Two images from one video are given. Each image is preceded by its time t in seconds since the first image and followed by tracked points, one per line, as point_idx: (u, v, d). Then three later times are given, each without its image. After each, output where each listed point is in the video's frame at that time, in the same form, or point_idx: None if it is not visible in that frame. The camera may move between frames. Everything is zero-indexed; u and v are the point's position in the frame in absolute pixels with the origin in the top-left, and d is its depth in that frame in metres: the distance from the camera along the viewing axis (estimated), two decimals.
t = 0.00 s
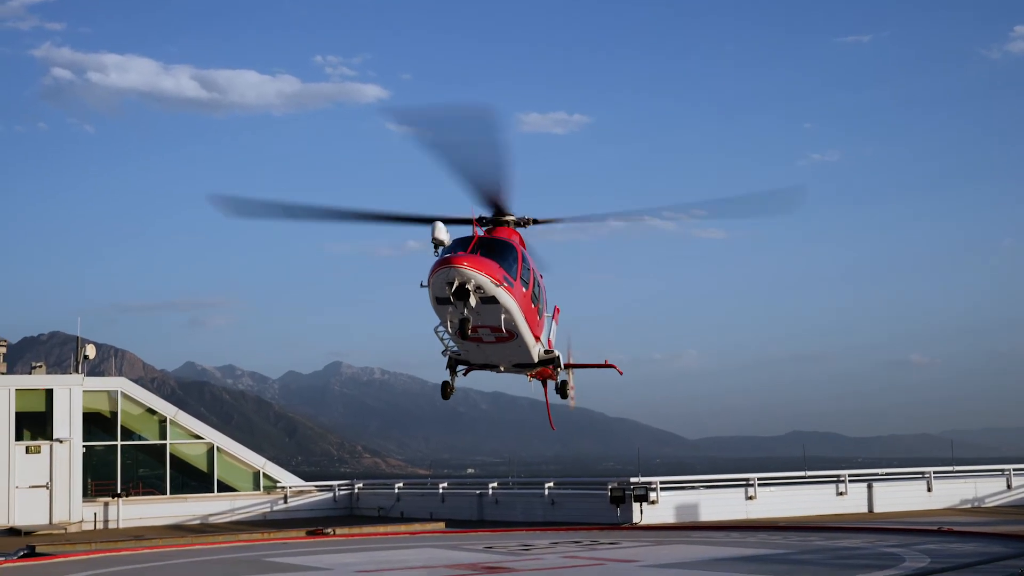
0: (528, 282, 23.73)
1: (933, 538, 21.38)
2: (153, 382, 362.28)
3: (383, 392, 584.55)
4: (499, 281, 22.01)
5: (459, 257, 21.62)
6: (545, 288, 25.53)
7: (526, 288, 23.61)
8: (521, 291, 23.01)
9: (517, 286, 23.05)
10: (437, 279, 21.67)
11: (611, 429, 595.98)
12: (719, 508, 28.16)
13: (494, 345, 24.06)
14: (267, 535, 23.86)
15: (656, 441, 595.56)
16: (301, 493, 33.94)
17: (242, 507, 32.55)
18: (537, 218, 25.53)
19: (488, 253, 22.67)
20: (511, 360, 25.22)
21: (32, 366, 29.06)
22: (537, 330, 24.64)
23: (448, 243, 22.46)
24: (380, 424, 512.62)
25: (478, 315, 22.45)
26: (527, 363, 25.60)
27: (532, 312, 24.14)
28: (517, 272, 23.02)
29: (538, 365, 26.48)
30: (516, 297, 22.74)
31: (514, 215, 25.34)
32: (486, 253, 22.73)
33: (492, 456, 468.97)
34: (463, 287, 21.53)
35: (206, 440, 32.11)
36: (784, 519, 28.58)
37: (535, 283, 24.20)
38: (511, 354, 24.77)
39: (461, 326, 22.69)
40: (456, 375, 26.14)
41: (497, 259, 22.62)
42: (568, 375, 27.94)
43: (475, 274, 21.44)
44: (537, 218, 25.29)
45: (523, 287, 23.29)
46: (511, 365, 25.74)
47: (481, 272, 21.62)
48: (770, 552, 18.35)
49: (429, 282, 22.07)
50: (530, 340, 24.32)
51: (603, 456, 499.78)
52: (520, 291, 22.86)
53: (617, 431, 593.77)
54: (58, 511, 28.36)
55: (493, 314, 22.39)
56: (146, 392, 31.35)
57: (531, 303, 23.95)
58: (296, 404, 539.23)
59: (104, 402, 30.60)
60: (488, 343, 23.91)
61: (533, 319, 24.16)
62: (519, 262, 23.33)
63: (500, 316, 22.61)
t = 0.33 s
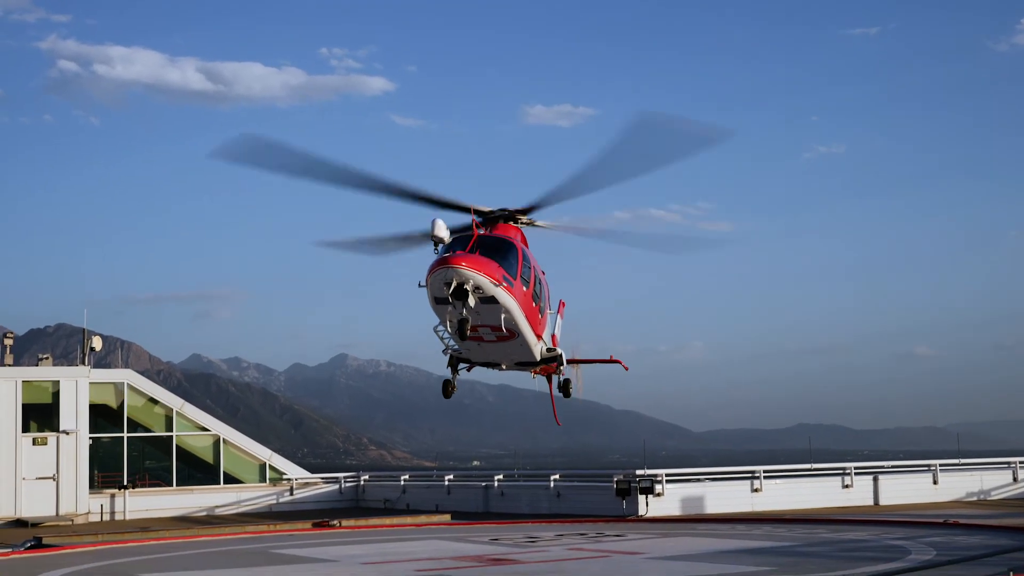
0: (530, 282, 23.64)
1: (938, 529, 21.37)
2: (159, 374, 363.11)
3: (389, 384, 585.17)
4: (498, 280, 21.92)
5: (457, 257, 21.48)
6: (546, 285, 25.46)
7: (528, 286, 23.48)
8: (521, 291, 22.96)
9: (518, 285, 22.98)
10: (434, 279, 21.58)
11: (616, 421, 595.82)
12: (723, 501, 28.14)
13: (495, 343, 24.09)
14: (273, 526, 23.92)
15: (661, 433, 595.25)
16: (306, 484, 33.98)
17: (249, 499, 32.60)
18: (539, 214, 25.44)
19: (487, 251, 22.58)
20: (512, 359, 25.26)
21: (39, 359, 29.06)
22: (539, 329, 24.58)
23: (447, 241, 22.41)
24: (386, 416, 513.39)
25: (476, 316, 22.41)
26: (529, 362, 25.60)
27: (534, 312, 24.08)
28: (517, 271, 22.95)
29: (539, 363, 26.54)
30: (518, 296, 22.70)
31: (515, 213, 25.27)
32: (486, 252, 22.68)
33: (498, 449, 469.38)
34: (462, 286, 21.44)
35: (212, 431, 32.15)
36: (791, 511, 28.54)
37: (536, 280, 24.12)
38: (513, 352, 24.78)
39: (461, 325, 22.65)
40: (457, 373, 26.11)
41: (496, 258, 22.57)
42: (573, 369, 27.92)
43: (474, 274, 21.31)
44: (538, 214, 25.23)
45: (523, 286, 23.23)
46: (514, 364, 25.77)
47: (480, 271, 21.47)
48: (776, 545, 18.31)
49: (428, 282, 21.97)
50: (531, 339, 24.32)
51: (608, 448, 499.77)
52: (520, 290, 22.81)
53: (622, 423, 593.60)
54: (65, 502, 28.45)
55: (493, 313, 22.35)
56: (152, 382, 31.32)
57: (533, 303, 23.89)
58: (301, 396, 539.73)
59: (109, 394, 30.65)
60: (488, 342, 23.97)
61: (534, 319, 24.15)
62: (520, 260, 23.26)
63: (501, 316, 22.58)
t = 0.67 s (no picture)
0: (531, 284, 23.58)
1: (945, 526, 21.29)
2: (167, 369, 364.58)
3: (396, 380, 586.42)
4: (498, 284, 21.86)
5: (456, 262, 21.39)
6: (549, 286, 25.48)
7: (529, 289, 23.46)
8: (523, 294, 22.94)
9: (519, 288, 22.94)
10: (434, 283, 21.48)
11: (623, 417, 595.76)
12: (731, 497, 28.08)
13: (497, 346, 24.10)
14: (281, 522, 23.95)
15: (668, 429, 595.11)
16: (314, 480, 34.03)
17: (256, 495, 32.62)
18: (540, 214, 25.41)
19: (487, 255, 22.49)
20: (516, 360, 25.24)
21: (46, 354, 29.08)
22: (541, 331, 24.55)
23: (448, 243, 22.31)
24: (393, 413, 514.32)
25: (477, 319, 22.35)
26: (533, 363, 25.60)
27: (536, 314, 24.03)
28: (518, 274, 22.88)
29: (543, 364, 26.50)
30: (519, 299, 22.67)
31: (515, 212, 25.21)
32: (487, 255, 22.61)
33: (505, 445, 469.82)
34: (462, 291, 21.34)
35: (219, 427, 32.20)
36: (798, 507, 28.49)
37: (538, 281, 24.11)
38: (515, 354, 24.78)
39: (461, 329, 22.60)
40: (461, 374, 26.09)
41: (497, 262, 22.49)
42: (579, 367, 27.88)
43: (474, 278, 21.20)
44: (540, 213, 25.19)
45: (525, 289, 23.20)
46: (517, 365, 25.76)
47: (480, 276, 21.42)
48: (783, 542, 18.27)
49: (427, 287, 21.87)
50: (534, 341, 24.29)
51: (615, 445, 500.17)
52: (521, 293, 22.79)
53: (629, 419, 593.58)
54: (74, 498, 28.53)
55: (494, 317, 22.29)
56: (158, 378, 31.39)
57: (535, 305, 23.86)
58: (308, 392, 541.00)
59: (117, 390, 30.68)
60: (489, 345, 23.95)
61: (536, 321, 24.09)
62: (522, 262, 23.22)
63: (502, 319, 22.53)
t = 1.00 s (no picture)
0: (536, 285, 23.53)
1: (956, 522, 21.20)
2: (177, 365, 366.26)
3: (406, 376, 587.30)
4: (501, 288, 21.77)
5: (458, 265, 21.31)
6: (554, 286, 25.42)
7: (534, 290, 23.36)
8: (527, 296, 22.83)
9: (523, 290, 22.86)
10: (435, 287, 21.44)
11: (634, 413, 595.82)
12: (740, 493, 27.99)
13: (502, 347, 24.07)
14: (292, 517, 23.95)
15: (677, 426, 594.70)
16: (324, 476, 34.05)
17: (266, 490, 32.68)
18: (546, 214, 25.41)
19: (490, 258, 22.42)
20: (522, 361, 25.20)
21: (56, 349, 29.16)
22: (546, 332, 24.52)
23: (453, 244, 22.39)
24: (403, 408, 515.48)
25: (480, 321, 22.28)
26: (538, 364, 25.63)
27: (541, 315, 23.99)
28: (523, 277, 22.82)
29: (548, 365, 26.52)
30: (523, 302, 22.62)
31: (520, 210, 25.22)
32: (490, 256, 22.59)
33: (514, 441, 470.16)
34: (464, 293, 21.28)
35: (230, 423, 32.25)
36: (808, 503, 28.42)
37: (543, 282, 24.07)
38: (521, 355, 24.76)
39: (464, 331, 22.55)
40: (466, 375, 26.08)
41: (501, 264, 22.47)
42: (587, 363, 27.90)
43: (476, 281, 21.15)
44: (545, 212, 25.20)
45: (530, 290, 23.10)
46: (522, 366, 25.71)
47: (482, 279, 21.37)
48: (791, 538, 18.18)
49: (430, 290, 21.81)
50: (539, 342, 24.30)
51: (624, 440, 500.45)
52: (526, 295, 22.74)
53: (639, 416, 593.89)
54: (83, 491, 28.62)
55: (498, 318, 22.23)
56: (168, 372, 31.41)
57: (540, 307, 23.85)
58: (318, 388, 542.58)
59: (127, 386, 30.73)
60: (494, 346, 23.93)
61: (541, 322, 24.05)
62: (526, 264, 23.15)
63: (506, 320, 22.45)
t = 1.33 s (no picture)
0: (537, 287, 23.50)
1: (963, 521, 21.07)
2: (183, 361, 367.02)
3: (412, 372, 588.13)
4: (500, 292, 21.74)
5: (457, 269, 21.28)
6: (555, 287, 25.36)
7: (535, 293, 23.31)
8: (527, 299, 22.80)
9: (524, 293, 22.81)
10: (435, 291, 21.43)
11: (640, 410, 596.16)
12: (745, 490, 27.95)
13: (503, 350, 24.04)
14: (298, 514, 23.94)
15: (683, 423, 594.57)
16: (329, 472, 34.10)
17: (272, 486, 32.70)
18: (547, 214, 25.37)
19: (490, 261, 22.36)
20: (522, 364, 25.19)
21: (63, 345, 29.18)
22: (548, 335, 24.49)
23: (452, 247, 22.40)
24: (409, 404, 515.72)
25: (480, 325, 22.24)
26: (539, 366, 25.61)
27: (542, 318, 23.95)
28: (523, 280, 22.77)
29: (550, 367, 26.51)
30: (523, 305, 22.57)
31: (522, 211, 25.18)
32: (490, 259, 22.55)
33: (519, 438, 470.51)
34: (463, 297, 21.22)
35: (236, 419, 32.28)
36: (814, 501, 28.37)
37: (543, 284, 24.02)
38: (521, 358, 24.75)
39: (464, 335, 22.52)
40: (467, 378, 26.06)
41: (500, 267, 22.40)
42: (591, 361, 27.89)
43: (474, 286, 21.14)
44: (546, 213, 25.18)
45: (530, 293, 23.11)
46: (524, 368, 25.69)
47: (480, 284, 21.31)
48: (796, 536, 18.12)
49: (429, 295, 21.79)
50: (541, 345, 24.28)
51: (630, 438, 500.47)
52: (526, 299, 22.68)
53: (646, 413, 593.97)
54: (89, 488, 28.64)
55: (497, 322, 22.21)
56: (174, 369, 31.48)
57: (541, 310, 23.80)
58: (324, 384, 543.53)
59: (134, 383, 30.79)
60: (495, 349, 23.92)
61: (542, 324, 24.01)
62: (527, 266, 23.08)
63: (505, 325, 22.42)
